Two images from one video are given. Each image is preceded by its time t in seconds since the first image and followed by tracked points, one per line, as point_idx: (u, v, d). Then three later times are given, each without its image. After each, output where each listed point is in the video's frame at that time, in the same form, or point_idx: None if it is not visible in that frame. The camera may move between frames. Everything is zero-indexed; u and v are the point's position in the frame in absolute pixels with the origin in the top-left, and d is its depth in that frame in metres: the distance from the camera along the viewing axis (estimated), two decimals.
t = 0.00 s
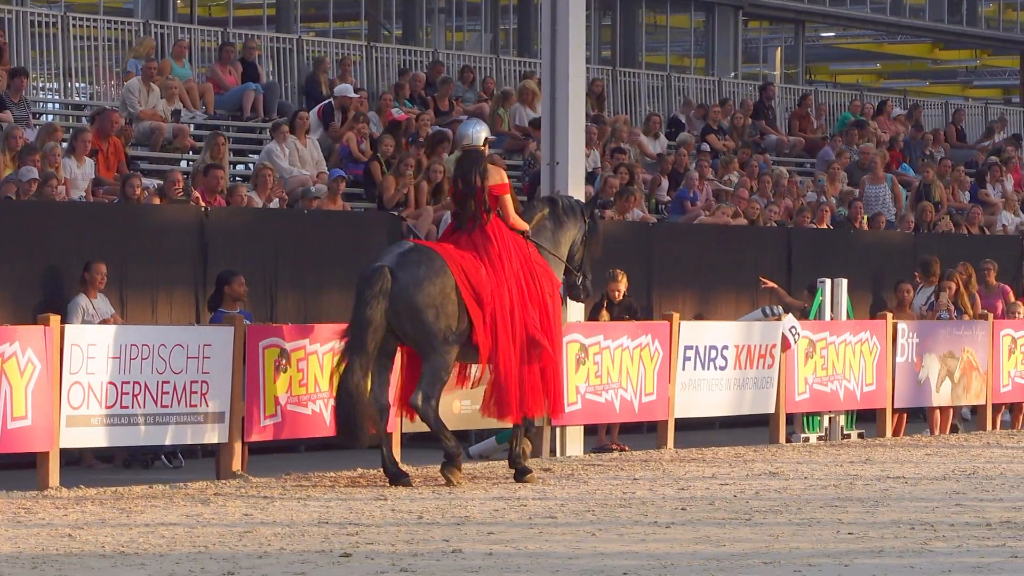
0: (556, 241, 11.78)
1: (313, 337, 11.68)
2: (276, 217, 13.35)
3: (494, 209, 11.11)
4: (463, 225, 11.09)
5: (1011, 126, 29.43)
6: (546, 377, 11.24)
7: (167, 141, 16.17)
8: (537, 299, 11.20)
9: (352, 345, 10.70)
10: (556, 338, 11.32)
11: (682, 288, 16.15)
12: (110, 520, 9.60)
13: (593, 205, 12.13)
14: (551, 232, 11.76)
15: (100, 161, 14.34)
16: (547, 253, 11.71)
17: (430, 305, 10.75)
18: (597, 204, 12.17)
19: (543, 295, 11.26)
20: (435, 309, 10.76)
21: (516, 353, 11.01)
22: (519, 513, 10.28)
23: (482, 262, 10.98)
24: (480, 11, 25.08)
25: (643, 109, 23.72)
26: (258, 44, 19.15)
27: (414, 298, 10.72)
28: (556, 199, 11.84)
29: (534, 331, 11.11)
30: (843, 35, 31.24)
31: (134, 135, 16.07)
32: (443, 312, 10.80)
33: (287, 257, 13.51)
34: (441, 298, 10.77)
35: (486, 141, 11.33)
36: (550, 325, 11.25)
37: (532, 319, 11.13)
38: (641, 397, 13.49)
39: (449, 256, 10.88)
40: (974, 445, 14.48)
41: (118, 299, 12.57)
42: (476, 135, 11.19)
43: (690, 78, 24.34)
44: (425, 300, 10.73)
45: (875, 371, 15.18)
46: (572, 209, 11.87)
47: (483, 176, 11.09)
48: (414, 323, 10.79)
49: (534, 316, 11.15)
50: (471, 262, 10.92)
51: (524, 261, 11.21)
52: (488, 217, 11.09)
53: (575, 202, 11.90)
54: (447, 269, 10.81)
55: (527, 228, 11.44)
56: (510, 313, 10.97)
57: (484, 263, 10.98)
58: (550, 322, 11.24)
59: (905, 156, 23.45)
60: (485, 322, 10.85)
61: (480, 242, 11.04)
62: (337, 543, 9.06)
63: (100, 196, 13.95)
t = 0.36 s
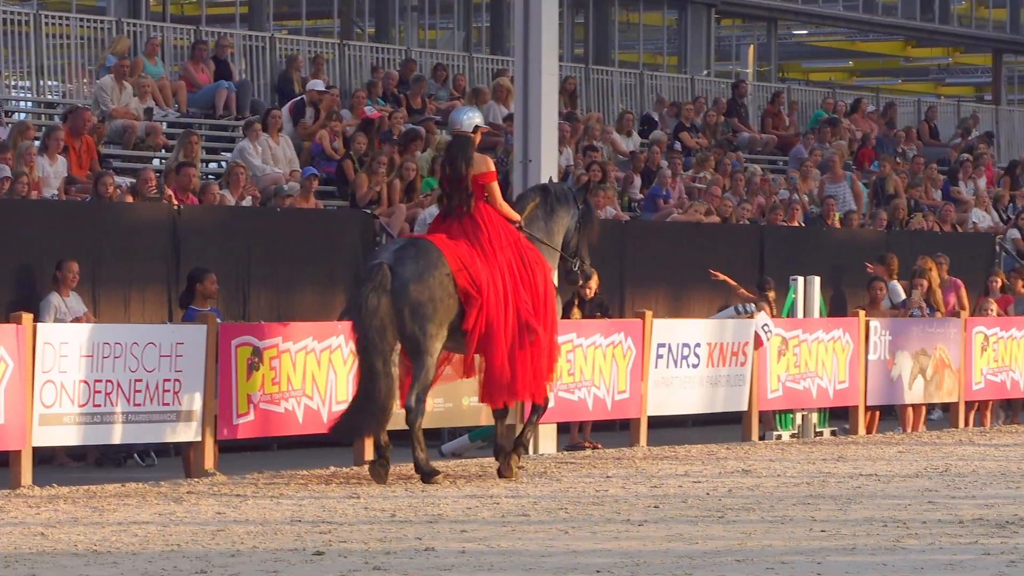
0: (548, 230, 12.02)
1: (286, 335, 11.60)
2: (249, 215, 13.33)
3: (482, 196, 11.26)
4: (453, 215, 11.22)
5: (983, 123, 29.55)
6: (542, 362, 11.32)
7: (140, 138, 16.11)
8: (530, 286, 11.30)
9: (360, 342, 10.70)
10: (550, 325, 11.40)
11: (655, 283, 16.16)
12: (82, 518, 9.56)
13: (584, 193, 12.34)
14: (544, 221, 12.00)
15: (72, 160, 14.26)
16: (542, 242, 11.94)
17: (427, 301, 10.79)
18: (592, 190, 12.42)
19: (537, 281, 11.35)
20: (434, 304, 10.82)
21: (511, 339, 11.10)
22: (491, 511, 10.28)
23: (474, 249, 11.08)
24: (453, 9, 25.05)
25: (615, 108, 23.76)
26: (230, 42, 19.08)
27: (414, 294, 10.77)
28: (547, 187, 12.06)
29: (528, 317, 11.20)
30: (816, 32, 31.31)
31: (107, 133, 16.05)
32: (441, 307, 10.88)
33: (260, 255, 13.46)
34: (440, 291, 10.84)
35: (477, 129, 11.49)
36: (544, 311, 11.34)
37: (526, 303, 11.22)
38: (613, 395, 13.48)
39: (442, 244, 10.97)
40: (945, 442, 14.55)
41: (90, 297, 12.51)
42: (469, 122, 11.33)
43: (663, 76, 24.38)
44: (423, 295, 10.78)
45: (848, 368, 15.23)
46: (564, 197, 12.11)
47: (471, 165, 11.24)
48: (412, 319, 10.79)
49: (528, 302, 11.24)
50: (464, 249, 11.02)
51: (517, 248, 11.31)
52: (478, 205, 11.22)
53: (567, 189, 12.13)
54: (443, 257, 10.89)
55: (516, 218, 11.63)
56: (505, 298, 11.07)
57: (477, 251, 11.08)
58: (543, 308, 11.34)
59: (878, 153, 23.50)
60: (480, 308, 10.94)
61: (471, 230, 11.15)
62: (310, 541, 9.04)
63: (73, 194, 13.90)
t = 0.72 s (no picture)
0: (514, 229, 12.07)
1: (234, 332, 11.52)
2: (196, 213, 13.25)
3: (448, 196, 11.28)
4: (420, 212, 11.22)
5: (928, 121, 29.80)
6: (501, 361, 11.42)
7: (86, 137, 16.02)
8: (492, 285, 11.38)
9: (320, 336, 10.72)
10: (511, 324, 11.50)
11: (602, 280, 16.21)
12: (28, 516, 9.48)
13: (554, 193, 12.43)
14: (508, 220, 12.07)
15: (18, 156, 14.14)
16: (505, 241, 11.99)
17: (389, 293, 10.83)
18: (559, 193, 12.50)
19: (499, 281, 11.43)
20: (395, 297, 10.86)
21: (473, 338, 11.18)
22: (439, 509, 10.27)
23: (440, 247, 11.13)
24: (401, 6, 25.00)
25: (563, 105, 23.82)
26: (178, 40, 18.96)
27: (375, 287, 10.81)
28: (513, 188, 12.16)
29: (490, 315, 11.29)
30: (762, 30, 31.50)
31: (54, 131, 15.97)
32: (405, 301, 10.91)
33: (207, 252, 13.37)
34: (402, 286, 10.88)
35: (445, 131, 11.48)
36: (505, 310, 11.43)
37: (489, 303, 11.33)
38: (561, 392, 13.51)
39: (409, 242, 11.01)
40: (891, 439, 14.68)
41: (37, 295, 12.41)
42: (436, 121, 11.31)
43: (611, 74, 24.45)
44: (385, 289, 10.82)
45: (795, 366, 15.33)
46: (529, 197, 12.19)
47: (438, 164, 11.24)
48: (373, 311, 10.81)
49: (490, 301, 11.33)
50: (431, 248, 11.07)
51: (482, 247, 11.38)
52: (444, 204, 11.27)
53: (532, 190, 12.22)
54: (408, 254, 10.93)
55: (481, 216, 11.70)
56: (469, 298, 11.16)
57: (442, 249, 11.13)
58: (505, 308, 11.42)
59: (825, 151, 23.65)
60: (447, 307, 11.01)
61: (438, 229, 11.20)
62: (257, 539, 9.00)
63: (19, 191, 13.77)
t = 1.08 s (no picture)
0: (486, 231, 12.05)
1: (191, 331, 11.47)
2: (153, 210, 13.20)
3: (419, 203, 11.25)
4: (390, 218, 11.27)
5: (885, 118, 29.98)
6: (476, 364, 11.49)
7: (43, 134, 15.93)
8: (465, 288, 11.42)
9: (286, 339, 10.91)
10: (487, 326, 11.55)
11: (560, 280, 16.25)
12: None
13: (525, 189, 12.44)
14: (481, 223, 12.04)
15: None
16: (478, 244, 11.97)
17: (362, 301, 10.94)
18: (528, 187, 12.51)
19: (473, 283, 11.47)
20: (368, 302, 10.95)
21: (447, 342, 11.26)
22: (397, 506, 10.26)
23: (410, 254, 11.19)
24: (358, 4, 24.94)
25: (520, 102, 23.88)
26: (135, 37, 18.87)
27: (348, 292, 10.91)
28: (484, 188, 12.12)
29: (464, 319, 11.35)
30: (719, 28, 31.63)
31: (10, 129, 15.87)
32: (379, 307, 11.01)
33: (165, 250, 13.31)
34: (373, 291, 10.98)
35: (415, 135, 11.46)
36: (480, 313, 11.48)
37: (461, 307, 11.36)
38: (520, 389, 13.52)
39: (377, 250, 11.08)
40: (848, 436, 14.77)
41: None
42: (406, 127, 11.28)
43: (568, 71, 24.50)
44: (358, 295, 10.92)
45: (753, 363, 15.41)
46: (500, 197, 12.17)
47: (407, 171, 11.28)
48: (346, 316, 10.96)
49: (464, 305, 11.38)
50: (400, 255, 11.14)
51: (454, 251, 11.41)
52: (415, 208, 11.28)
53: (503, 189, 12.19)
54: (377, 261, 11.02)
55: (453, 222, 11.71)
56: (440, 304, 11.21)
57: (412, 255, 11.19)
58: (480, 311, 11.48)
59: (782, 149, 23.77)
60: (416, 313, 11.08)
61: (408, 234, 11.25)
62: (215, 537, 8.97)
63: None
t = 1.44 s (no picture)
0: (473, 221, 12.13)
1: (162, 329, 11.45)
2: (124, 209, 13.14)
3: (400, 190, 11.36)
4: (370, 207, 11.36)
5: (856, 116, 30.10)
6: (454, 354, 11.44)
7: (13, 132, 15.85)
8: (444, 278, 11.38)
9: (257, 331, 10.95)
10: (466, 317, 11.49)
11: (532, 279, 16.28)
12: None
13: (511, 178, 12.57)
14: (467, 213, 12.12)
15: None
16: (466, 233, 12.05)
17: (335, 293, 10.98)
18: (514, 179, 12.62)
19: (453, 273, 11.41)
20: (340, 295, 11.00)
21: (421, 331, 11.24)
22: (368, 505, 10.25)
23: (387, 244, 11.24)
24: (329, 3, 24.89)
25: (491, 101, 23.89)
26: (105, 35, 18.80)
27: (319, 285, 10.95)
28: (470, 179, 12.25)
29: (440, 308, 11.31)
30: (690, 27, 31.69)
31: None
32: (350, 298, 11.06)
33: (135, 249, 13.27)
34: (346, 284, 11.03)
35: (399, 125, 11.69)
36: (459, 302, 11.42)
37: (439, 297, 11.33)
38: (490, 387, 13.53)
39: (353, 239, 11.14)
40: (819, 434, 14.82)
41: None
42: (391, 116, 11.63)
43: (539, 69, 24.52)
44: (329, 288, 10.97)
45: (724, 361, 15.47)
46: (486, 187, 12.29)
47: (388, 159, 11.39)
48: (319, 309, 10.98)
49: (441, 294, 11.34)
50: (375, 244, 11.18)
51: (434, 240, 11.41)
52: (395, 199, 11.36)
53: (488, 179, 12.32)
54: (349, 249, 11.09)
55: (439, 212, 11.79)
56: (415, 292, 11.20)
57: (388, 244, 11.24)
58: (459, 300, 11.41)
59: (752, 147, 23.86)
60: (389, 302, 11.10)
61: (386, 224, 11.31)
62: (186, 535, 8.94)
63: None
